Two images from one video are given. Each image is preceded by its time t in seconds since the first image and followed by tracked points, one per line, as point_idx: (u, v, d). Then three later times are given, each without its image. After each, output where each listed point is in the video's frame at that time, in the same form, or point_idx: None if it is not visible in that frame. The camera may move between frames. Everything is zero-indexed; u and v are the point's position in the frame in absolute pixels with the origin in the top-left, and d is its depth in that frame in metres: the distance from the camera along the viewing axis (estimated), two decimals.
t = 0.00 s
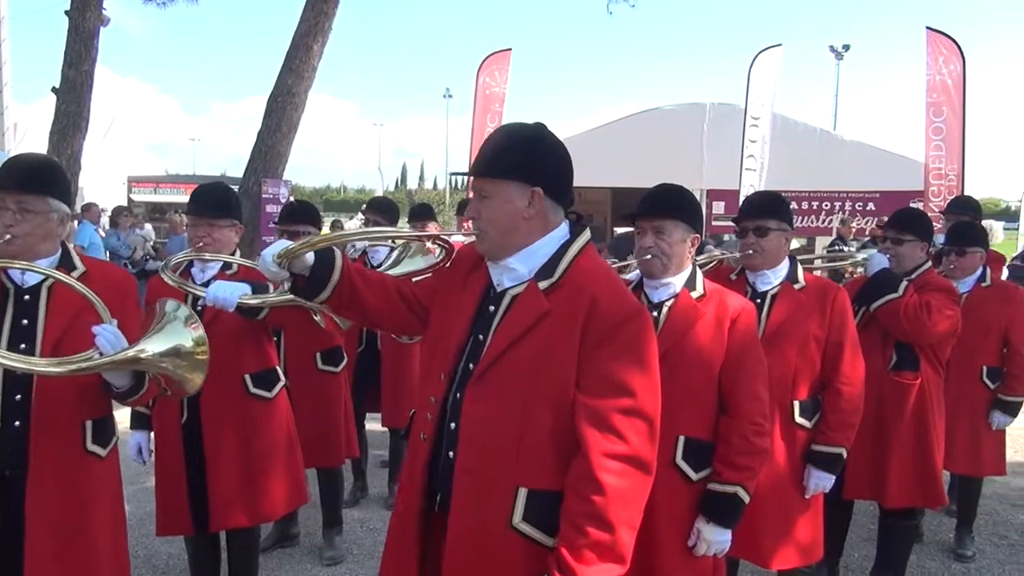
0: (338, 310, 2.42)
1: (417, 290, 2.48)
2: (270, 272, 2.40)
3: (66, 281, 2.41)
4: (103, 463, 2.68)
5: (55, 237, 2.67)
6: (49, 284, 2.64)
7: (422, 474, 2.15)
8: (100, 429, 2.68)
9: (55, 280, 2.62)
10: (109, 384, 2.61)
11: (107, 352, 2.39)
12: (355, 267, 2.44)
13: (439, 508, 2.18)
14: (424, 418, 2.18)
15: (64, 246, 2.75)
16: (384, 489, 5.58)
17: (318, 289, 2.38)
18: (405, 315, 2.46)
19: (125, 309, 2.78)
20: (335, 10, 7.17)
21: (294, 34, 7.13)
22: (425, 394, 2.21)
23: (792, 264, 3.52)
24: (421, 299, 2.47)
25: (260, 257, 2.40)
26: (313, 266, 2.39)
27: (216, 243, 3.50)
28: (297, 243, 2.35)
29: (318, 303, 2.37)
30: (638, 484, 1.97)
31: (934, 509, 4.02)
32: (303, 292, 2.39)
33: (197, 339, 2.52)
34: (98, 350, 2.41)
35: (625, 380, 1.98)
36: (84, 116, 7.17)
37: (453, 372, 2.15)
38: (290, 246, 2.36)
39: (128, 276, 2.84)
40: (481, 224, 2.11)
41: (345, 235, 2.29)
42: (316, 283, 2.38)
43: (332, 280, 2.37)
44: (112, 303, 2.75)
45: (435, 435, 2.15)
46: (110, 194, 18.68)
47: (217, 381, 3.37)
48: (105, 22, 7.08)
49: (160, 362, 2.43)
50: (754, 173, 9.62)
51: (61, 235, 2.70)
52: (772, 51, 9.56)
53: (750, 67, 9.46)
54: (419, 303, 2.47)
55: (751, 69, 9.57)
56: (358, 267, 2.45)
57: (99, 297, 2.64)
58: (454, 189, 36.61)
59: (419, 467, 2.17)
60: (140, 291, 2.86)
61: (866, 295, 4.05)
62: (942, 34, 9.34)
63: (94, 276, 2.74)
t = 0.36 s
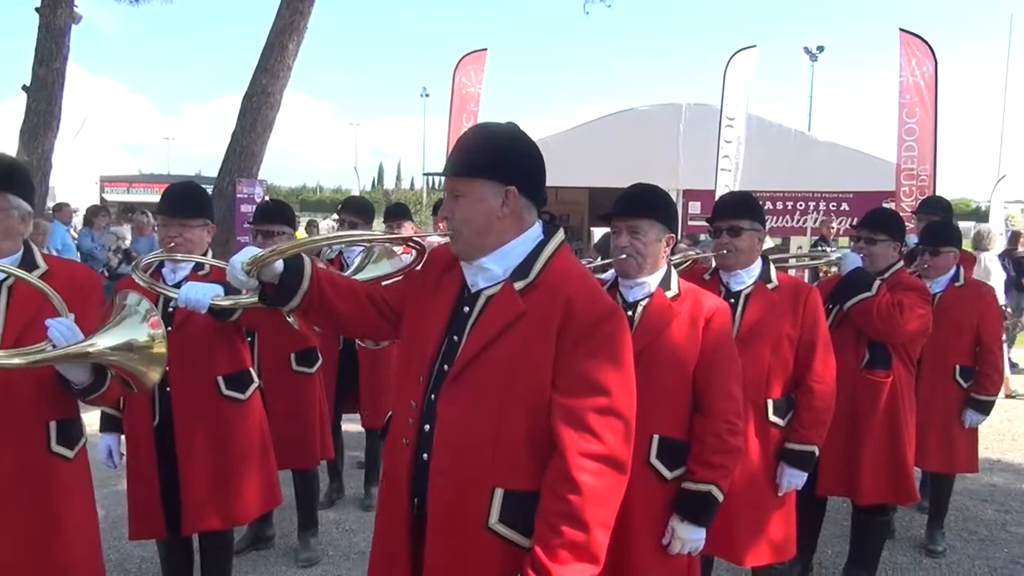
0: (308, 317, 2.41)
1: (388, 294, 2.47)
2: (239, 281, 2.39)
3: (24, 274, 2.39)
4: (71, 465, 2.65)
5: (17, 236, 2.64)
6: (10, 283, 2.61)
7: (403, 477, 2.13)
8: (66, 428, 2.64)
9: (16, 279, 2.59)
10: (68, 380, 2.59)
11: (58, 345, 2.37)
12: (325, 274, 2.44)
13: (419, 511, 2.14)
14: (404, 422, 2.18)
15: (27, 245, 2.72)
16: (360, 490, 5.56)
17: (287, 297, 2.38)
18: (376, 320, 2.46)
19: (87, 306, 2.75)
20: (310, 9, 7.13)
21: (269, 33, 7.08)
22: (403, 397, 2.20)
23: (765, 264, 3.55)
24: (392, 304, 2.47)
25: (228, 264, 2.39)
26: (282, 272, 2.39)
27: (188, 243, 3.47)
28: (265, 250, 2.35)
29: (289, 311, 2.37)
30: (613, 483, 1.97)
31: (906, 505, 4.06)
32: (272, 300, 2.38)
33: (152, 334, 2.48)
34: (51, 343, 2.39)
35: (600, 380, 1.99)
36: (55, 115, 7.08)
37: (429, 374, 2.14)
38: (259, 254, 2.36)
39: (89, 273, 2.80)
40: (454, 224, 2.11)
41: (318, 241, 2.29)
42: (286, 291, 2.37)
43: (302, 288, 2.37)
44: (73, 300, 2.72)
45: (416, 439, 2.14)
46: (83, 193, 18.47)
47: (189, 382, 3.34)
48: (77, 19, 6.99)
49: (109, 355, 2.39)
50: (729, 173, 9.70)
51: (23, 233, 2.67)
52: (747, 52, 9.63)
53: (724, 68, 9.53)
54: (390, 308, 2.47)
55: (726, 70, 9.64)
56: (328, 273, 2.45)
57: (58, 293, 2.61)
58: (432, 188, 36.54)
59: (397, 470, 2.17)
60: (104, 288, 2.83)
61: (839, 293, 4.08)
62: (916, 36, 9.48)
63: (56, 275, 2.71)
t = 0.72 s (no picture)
0: (277, 306, 2.39)
1: (361, 290, 2.45)
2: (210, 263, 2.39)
3: None
4: (38, 469, 2.60)
5: None
6: None
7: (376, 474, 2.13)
8: (34, 432, 2.60)
9: None
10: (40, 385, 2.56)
11: (30, 349, 2.34)
12: (298, 265, 2.42)
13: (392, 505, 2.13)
14: (376, 421, 2.16)
15: None
16: (336, 491, 5.53)
17: (256, 283, 2.36)
18: (346, 313, 2.43)
19: (58, 306, 2.71)
20: (286, 7, 7.07)
21: (244, 32, 7.03)
22: (378, 395, 2.19)
23: (741, 263, 3.57)
24: (365, 299, 2.44)
25: (200, 248, 2.39)
26: (254, 257, 2.38)
27: (161, 242, 3.43)
28: (236, 232, 2.31)
29: (256, 299, 2.35)
30: (591, 479, 1.97)
31: (880, 501, 4.10)
32: (240, 285, 2.37)
33: (127, 338, 2.46)
34: (24, 347, 2.36)
35: (577, 376, 1.98)
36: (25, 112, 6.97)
37: (405, 371, 2.13)
38: (229, 238, 2.32)
39: (59, 273, 2.76)
40: (434, 219, 2.09)
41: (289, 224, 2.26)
42: (256, 278, 2.35)
43: (272, 275, 2.35)
44: (43, 300, 2.68)
45: (388, 437, 2.13)
46: (54, 193, 18.23)
47: (160, 383, 3.30)
48: (48, 16, 6.90)
49: (84, 359, 2.37)
50: (704, 173, 9.76)
51: None
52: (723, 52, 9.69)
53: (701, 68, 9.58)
54: (363, 303, 2.44)
55: (701, 70, 9.69)
56: (301, 264, 2.44)
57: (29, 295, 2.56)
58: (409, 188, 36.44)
59: (371, 469, 2.15)
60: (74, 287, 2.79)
61: (814, 292, 4.10)
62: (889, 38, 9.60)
63: (25, 276, 2.66)
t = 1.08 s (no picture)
0: (259, 309, 2.38)
1: (343, 291, 2.45)
2: (187, 273, 2.36)
3: None
4: (16, 470, 2.57)
5: None
6: None
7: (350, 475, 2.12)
8: (11, 432, 2.57)
9: None
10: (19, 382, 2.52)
11: (11, 345, 2.31)
12: (278, 267, 2.41)
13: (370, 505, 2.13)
14: (352, 421, 2.15)
15: None
16: (314, 491, 5.50)
17: (238, 288, 2.35)
18: (329, 313, 2.43)
19: (32, 305, 2.67)
20: (262, 4, 7.01)
21: (220, 28, 6.97)
22: (353, 395, 2.18)
23: (718, 262, 3.59)
24: (345, 300, 2.44)
25: (177, 258, 2.36)
26: (233, 264, 2.36)
27: (136, 242, 3.39)
28: (215, 241, 2.31)
29: (239, 304, 2.34)
30: (560, 481, 1.97)
31: (855, 498, 4.14)
32: (224, 291, 2.36)
33: (111, 332, 2.44)
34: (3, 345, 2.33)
35: (546, 377, 1.98)
36: None
37: (378, 372, 2.13)
38: (208, 245, 2.32)
39: (32, 271, 2.71)
40: (400, 224, 2.09)
41: (266, 234, 2.26)
42: (237, 283, 2.34)
43: (252, 280, 2.34)
44: (16, 299, 2.63)
45: (364, 438, 2.12)
46: (25, 190, 17.98)
47: (133, 383, 3.26)
48: (19, 11, 6.79)
49: (71, 355, 2.36)
50: (682, 172, 9.81)
51: None
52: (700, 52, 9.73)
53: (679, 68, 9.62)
54: (344, 304, 2.44)
55: (679, 70, 9.74)
56: (281, 267, 2.43)
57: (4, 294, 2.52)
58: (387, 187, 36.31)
59: (346, 468, 2.15)
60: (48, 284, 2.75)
61: (789, 291, 4.12)
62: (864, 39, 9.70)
63: None
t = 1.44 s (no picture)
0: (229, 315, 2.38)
1: (315, 293, 2.41)
2: (157, 277, 2.34)
3: None
4: None
5: None
6: None
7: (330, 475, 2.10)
8: None
9: None
10: None
11: None
12: (248, 273, 2.41)
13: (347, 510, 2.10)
14: (333, 422, 2.14)
15: None
16: (290, 491, 5.47)
17: (207, 294, 2.35)
18: (302, 316, 2.39)
19: None
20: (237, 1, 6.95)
21: (194, 25, 6.90)
22: (333, 395, 2.17)
23: (695, 260, 3.61)
24: (319, 303, 2.40)
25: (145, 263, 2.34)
26: (202, 269, 2.36)
27: (109, 240, 3.35)
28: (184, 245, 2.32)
29: (209, 309, 2.34)
30: (543, 477, 1.97)
31: (830, 494, 4.18)
32: (192, 297, 2.36)
33: (57, 337, 2.46)
34: None
35: (530, 374, 1.98)
36: None
37: (359, 371, 2.11)
38: (177, 250, 2.33)
39: None
40: (382, 220, 2.07)
41: (235, 235, 2.25)
42: (206, 288, 2.34)
43: (221, 285, 2.35)
44: None
45: (344, 438, 2.10)
46: None
47: (104, 384, 3.22)
48: None
49: (9, 357, 2.35)
50: (658, 171, 9.86)
51: None
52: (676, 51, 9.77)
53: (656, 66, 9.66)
54: (317, 308, 2.41)
55: (655, 69, 9.77)
56: (252, 272, 2.43)
57: None
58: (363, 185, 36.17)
59: (327, 469, 2.13)
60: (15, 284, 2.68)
61: (763, 289, 4.16)
62: (839, 39, 9.78)
63: None
